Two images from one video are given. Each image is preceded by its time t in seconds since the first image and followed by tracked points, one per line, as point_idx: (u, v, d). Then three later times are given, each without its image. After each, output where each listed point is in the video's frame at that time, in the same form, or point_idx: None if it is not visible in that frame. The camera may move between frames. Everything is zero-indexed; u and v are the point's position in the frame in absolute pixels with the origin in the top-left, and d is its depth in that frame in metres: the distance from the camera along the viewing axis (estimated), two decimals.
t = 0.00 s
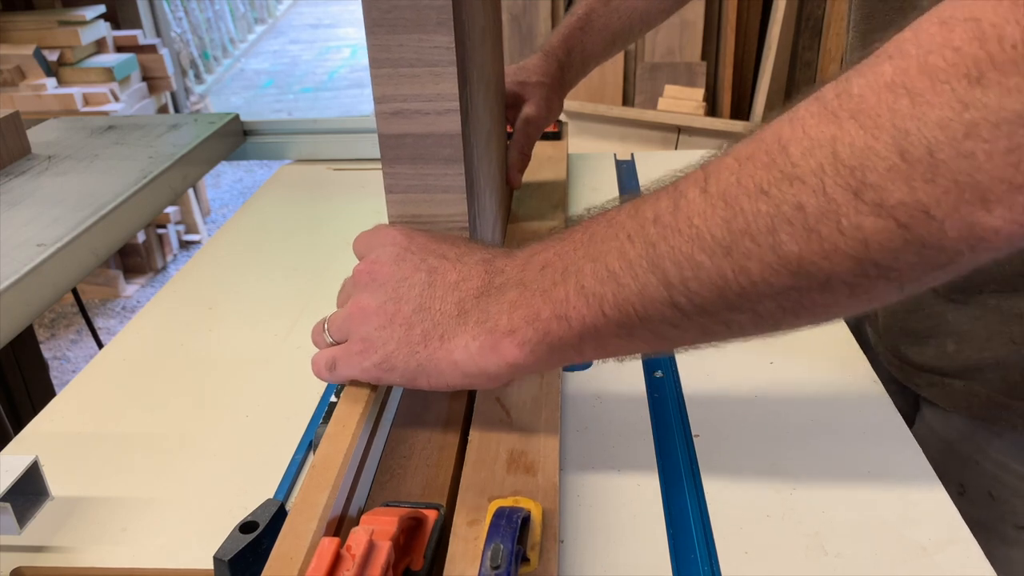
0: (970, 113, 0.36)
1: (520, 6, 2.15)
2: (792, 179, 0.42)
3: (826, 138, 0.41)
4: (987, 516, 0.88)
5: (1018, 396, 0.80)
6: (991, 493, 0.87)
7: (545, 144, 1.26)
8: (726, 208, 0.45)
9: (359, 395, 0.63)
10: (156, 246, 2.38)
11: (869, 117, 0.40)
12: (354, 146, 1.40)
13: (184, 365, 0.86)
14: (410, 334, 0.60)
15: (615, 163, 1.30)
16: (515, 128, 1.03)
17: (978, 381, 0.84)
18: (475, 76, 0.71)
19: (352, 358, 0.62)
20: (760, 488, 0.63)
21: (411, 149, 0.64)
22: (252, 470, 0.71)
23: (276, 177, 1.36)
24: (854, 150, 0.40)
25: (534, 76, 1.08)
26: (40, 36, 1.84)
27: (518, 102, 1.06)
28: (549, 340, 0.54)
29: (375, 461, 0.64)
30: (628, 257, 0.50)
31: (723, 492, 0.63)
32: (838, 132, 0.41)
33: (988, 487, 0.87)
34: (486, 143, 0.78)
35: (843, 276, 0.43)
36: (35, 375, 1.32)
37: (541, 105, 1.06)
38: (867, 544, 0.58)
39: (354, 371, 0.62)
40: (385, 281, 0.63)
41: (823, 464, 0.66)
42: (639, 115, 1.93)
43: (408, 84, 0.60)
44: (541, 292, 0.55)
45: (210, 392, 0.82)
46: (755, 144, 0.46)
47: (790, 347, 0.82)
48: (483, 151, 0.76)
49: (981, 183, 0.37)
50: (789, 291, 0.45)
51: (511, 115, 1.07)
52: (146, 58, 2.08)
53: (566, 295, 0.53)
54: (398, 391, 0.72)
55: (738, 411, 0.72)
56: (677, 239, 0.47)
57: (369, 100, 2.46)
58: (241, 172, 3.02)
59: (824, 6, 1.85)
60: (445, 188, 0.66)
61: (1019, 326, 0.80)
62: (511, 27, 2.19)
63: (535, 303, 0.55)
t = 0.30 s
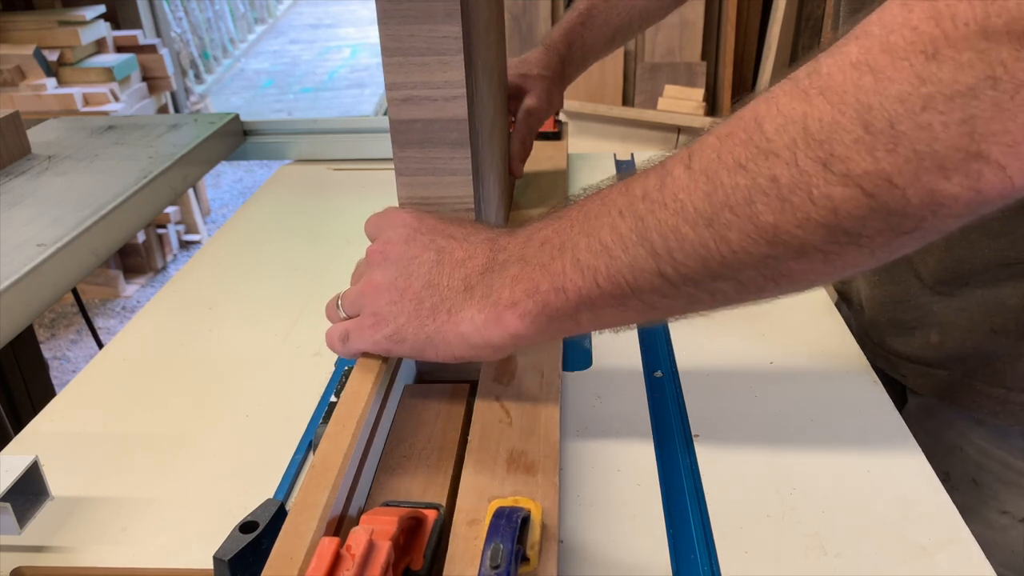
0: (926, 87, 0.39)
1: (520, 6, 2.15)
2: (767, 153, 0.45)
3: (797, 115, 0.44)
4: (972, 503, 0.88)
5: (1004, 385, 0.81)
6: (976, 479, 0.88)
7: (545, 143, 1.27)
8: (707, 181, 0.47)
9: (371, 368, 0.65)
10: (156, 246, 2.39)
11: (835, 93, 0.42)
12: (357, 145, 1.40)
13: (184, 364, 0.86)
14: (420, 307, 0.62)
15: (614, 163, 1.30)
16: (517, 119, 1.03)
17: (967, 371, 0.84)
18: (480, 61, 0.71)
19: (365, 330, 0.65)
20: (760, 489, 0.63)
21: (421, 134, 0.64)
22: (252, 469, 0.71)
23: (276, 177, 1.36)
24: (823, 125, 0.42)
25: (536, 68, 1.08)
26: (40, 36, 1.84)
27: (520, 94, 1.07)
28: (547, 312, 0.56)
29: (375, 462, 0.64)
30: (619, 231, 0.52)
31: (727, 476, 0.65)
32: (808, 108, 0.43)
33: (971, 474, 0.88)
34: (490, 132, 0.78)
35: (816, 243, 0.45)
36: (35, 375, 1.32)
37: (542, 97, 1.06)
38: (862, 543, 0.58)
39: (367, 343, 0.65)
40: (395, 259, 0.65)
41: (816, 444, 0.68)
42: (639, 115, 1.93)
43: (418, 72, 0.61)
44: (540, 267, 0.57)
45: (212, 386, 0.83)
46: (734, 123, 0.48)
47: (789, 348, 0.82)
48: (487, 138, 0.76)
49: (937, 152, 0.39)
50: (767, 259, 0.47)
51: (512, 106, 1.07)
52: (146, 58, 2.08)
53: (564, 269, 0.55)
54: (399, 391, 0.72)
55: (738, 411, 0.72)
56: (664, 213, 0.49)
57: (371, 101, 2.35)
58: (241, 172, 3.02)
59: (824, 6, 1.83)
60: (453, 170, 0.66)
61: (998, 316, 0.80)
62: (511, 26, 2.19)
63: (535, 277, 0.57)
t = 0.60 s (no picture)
0: (911, 76, 0.39)
1: (520, 6, 2.15)
2: (758, 142, 0.45)
3: (787, 104, 0.44)
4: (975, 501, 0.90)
5: (1003, 378, 0.82)
6: (975, 472, 0.89)
7: (545, 143, 1.26)
8: (698, 170, 0.47)
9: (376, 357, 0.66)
10: (156, 246, 2.39)
11: (823, 82, 0.42)
12: (358, 146, 1.40)
13: (184, 364, 0.86)
14: (424, 296, 0.64)
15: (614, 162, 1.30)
16: (517, 116, 1.03)
17: (966, 367, 0.84)
18: (482, 57, 0.71)
19: (369, 319, 0.66)
20: (760, 489, 0.63)
21: (424, 128, 0.64)
22: (252, 469, 0.71)
23: (278, 177, 1.36)
24: (811, 114, 0.42)
25: (536, 66, 1.08)
26: (41, 36, 1.84)
27: (520, 91, 1.07)
28: (547, 300, 0.57)
29: (375, 462, 0.63)
30: (616, 220, 0.52)
31: (728, 477, 0.65)
32: (797, 98, 0.43)
33: (972, 468, 0.89)
34: (491, 128, 0.78)
35: (805, 230, 0.45)
36: (35, 374, 1.32)
37: (542, 94, 1.06)
38: (859, 540, 0.59)
39: (370, 332, 0.66)
40: (400, 249, 0.67)
41: (811, 433, 0.69)
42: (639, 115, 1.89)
43: (421, 68, 0.61)
44: (539, 255, 0.58)
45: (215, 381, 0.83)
46: (728, 112, 0.48)
47: (789, 348, 0.82)
48: (489, 132, 0.76)
49: (921, 139, 0.40)
50: (757, 246, 0.47)
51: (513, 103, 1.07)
52: (146, 58, 2.08)
53: (563, 257, 0.56)
54: (399, 391, 0.72)
55: (738, 411, 0.72)
56: (658, 201, 0.49)
57: (371, 100, 2.34)
58: (241, 172, 3.02)
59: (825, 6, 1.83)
60: (456, 164, 0.66)
61: (996, 313, 0.80)
62: (511, 26, 2.19)
63: (535, 266, 0.58)
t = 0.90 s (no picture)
0: (894, 79, 0.39)
1: (520, 6, 2.15)
2: (748, 140, 0.45)
3: (776, 104, 0.44)
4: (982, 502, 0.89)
5: (1010, 377, 0.81)
6: (980, 471, 0.88)
7: (544, 144, 1.25)
8: (691, 165, 0.48)
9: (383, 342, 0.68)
10: (156, 246, 2.39)
11: (810, 83, 0.42)
12: (359, 146, 1.40)
13: (184, 364, 0.86)
14: (427, 286, 0.65)
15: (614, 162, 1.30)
16: (518, 111, 1.03)
17: (970, 368, 0.84)
18: (484, 52, 0.72)
19: (374, 307, 0.68)
20: (761, 490, 0.63)
21: (428, 122, 0.66)
22: (252, 469, 0.71)
23: (278, 177, 1.36)
24: (798, 113, 0.43)
25: (536, 62, 1.08)
26: (41, 36, 1.84)
27: (521, 87, 1.06)
28: (546, 291, 0.58)
29: (375, 462, 0.63)
30: (611, 214, 0.53)
31: (728, 478, 0.64)
32: (785, 98, 0.44)
33: (977, 467, 0.89)
34: (492, 125, 0.78)
35: (792, 226, 0.46)
36: (36, 374, 1.32)
37: (542, 89, 1.06)
38: (863, 540, 0.58)
39: (375, 320, 0.67)
40: (405, 241, 0.68)
41: (807, 427, 0.70)
42: (640, 115, 1.88)
43: (426, 62, 0.63)
44: (537, 248, 0.59)
45: (214, 379, 0.84)
46: (721, 110, 0.49)
47: (789, 347, 0.81)
48: (491, 127, 0.77)
49: (904, 140, 0.40)
50: (747, 241, 0.48)
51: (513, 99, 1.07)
52: (146, 58, 2.08)
53: (562, 250, 0.57)
54: (399, 392, 0.72)
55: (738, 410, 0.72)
56: (653, 197, 0.50)
57: (371, 100, 2.34)
58: (241, 172, 3.02)
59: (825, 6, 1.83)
60: (459, 156, 0.68)
61: (1001, 313, 0.80)
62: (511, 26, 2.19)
63: (533, 257, 0.59)
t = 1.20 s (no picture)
0: (860, 77, 0.40)
1: (520, 6, 2.15)
2: (724, 133, 0.46)
3: (750, 99, 0.45)
4: (975, 498, 0.89)
5: (1000, 372, 0.80)
6: (972, 466, 0.88)
7: (544, 144, 1.24)
8: (672, 155, 0.49)
9: (387, 335, 0.68)
10: (156, 246, 2.39)
11: (783, 80, 0.44)
12: (360, 146, 1.39)
13: (183, 364, 0.86)
14: (431, 267, 0.67)
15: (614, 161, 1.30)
16: (520, 103, 1.03)
17: (962, 362, 0.84)
18: (488, 46, 0.72)
19: (381, 286, 0.70)
20: (759, 487, 0.63)
21: (435, 110, 0.68)
22: (252, 469, 0.71)
23: (278, 177, 1.36)
24: (771, 108, 0.44)
25: (538, 56, 1.08)
26: (41, 36, 1.84)
27: (523, 80, 1.06)
28: (541, 273, 0.59)
29: (374, 462, 0.63)
30: (600, 201, 0.54)
31: (729, 478, 0.65)
32: (759, 93, 0.45)
33: (971, 462, 0.88)
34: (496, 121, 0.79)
35: (767, 215, 0.47)
36: (36, 374, 1.32)
37: (544, 82, 1.06)
38: (870, 542, 0.58)
39: (381, 299, 0.70)
40: (413, 224, 0.70)
41: (802, 423, 0.70)
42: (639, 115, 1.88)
43: (433, 53, 0.64)
44: (535, 233, 0.60)
45: (214, 378, 0.84)
46: (702, 103, 0.50)
47: (788, 346, 0.81)
48: (495, 119, 0.77)
49: (869, 135, 0.41)
50: (725, 229, 0.49)
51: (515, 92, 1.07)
52: (146, 58, 2.08)
53: (554, 236, 0.58)
54: (399, 391, 0.72)
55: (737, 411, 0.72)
56: (637, 185, 0.51)
57: (371, 100, 2.34)
58: (241, 172, 3.03)
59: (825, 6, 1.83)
60: (464, 144, 0.70)
61: (994, 309, 0.80)
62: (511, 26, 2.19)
63: (529, 242, 0.60)
